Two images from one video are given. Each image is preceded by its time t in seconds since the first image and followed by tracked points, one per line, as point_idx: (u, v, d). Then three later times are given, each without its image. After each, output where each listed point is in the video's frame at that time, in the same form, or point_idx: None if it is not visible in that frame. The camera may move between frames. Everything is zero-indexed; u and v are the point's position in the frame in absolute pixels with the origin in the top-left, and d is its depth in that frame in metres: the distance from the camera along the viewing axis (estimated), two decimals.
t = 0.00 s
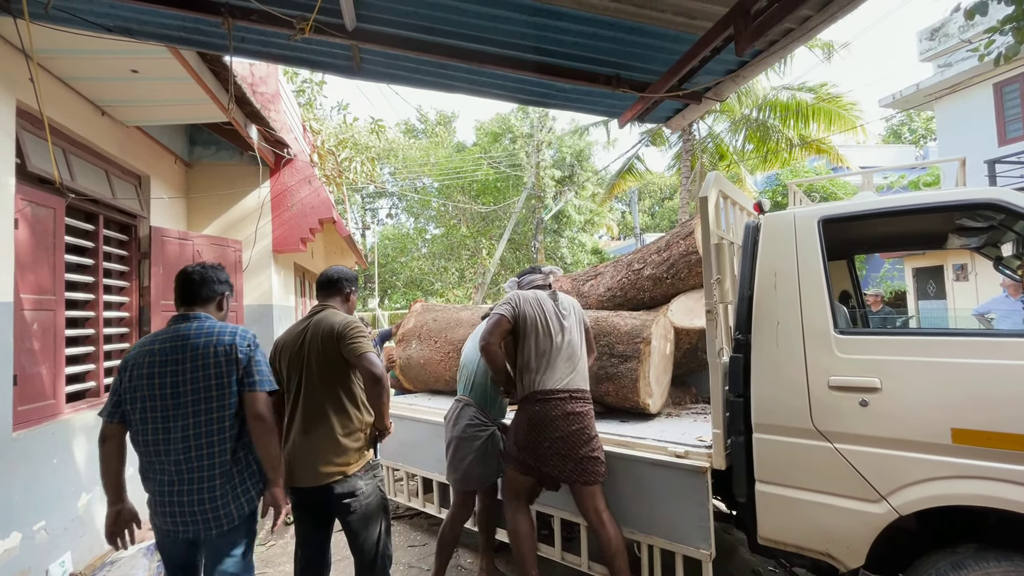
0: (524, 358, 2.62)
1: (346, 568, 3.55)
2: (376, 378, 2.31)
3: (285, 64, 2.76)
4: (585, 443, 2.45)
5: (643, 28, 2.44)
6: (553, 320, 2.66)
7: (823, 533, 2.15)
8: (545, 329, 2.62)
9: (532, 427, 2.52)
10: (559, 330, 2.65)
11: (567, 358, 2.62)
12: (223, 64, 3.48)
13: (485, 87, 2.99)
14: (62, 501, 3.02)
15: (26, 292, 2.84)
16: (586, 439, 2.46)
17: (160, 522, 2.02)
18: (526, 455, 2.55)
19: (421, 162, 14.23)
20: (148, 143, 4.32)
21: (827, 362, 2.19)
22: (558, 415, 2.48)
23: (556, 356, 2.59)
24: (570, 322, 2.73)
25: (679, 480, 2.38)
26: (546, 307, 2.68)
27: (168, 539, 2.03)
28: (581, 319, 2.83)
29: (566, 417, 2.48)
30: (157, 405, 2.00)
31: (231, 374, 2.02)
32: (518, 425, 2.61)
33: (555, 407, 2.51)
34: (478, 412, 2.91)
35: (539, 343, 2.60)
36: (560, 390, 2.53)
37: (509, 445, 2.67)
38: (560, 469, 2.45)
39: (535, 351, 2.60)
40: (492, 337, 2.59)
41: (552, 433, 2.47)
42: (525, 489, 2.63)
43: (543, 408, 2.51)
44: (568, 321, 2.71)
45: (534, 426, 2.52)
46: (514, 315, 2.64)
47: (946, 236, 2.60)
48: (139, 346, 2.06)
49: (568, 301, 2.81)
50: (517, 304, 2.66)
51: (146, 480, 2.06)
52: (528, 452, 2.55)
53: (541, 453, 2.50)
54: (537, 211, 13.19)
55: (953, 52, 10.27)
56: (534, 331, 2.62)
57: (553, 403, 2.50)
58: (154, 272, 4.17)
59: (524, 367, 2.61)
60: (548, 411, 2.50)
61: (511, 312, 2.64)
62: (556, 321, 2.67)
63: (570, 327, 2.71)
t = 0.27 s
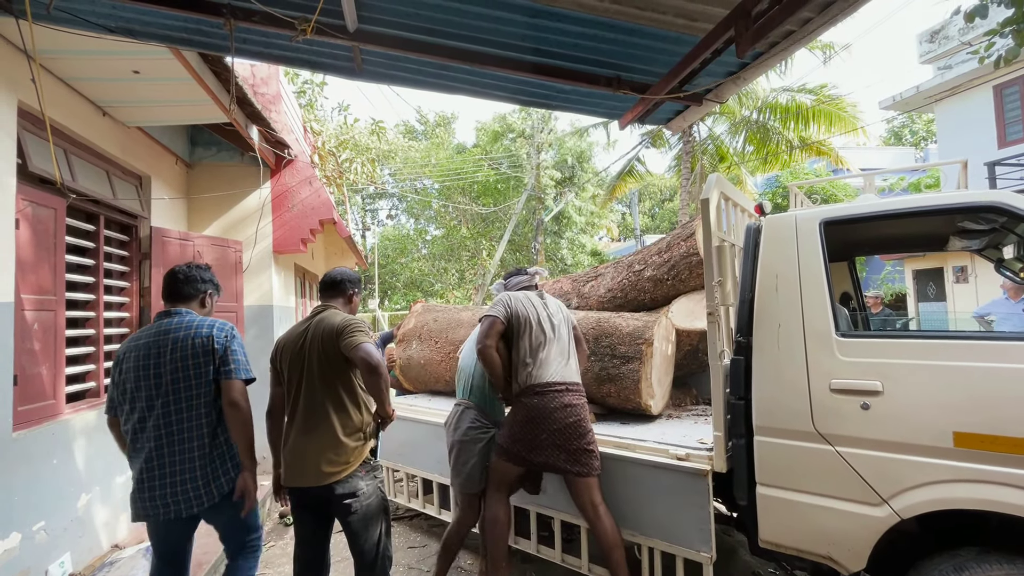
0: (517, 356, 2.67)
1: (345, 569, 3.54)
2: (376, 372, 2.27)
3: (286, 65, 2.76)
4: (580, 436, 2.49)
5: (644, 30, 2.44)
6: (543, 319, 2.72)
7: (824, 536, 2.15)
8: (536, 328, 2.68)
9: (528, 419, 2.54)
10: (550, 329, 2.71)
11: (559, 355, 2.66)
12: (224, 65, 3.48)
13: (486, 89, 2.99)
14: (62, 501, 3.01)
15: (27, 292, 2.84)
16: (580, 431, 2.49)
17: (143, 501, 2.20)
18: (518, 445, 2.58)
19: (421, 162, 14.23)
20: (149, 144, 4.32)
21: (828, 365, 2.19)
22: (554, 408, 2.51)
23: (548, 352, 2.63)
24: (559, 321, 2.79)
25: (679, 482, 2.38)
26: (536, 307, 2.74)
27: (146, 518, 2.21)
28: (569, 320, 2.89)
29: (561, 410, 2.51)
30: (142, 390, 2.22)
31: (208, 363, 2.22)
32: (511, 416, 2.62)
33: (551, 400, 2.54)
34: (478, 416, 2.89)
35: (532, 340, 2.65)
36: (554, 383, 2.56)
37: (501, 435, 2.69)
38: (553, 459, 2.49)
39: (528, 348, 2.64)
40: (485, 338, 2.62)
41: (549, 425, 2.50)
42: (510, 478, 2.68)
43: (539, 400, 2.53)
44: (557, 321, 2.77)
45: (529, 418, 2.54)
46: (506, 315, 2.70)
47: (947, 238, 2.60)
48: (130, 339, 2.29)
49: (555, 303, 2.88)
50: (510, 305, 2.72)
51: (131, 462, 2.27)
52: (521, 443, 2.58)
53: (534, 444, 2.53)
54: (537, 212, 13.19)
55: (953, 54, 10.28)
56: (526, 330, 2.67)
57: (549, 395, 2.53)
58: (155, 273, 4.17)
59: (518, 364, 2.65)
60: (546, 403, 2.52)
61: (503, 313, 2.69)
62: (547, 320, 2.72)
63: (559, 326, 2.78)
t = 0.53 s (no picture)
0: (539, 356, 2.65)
1: (345, 570, 3.53)
2: (377, 366, 2.25)
3: (286, 65, 2.76)
4: (592, 434, 2.49)
5: (645, 31, 2.43)
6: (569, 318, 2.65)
7: (824, 539, 2.15)
8: (561, 328, 2.62)
9: (543, 420, 2.55)
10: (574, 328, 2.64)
11: (582, 355, 2.63)
12: (225, 66, 3.48)
13: (487, 90, 2.99)
14: (61, 502, 3.00)
15: (26, 293, 2.83)
16: (593, 429, 2.50)
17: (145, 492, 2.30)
18: (533, 442, 2.60)
19: (421, 163, 14.23)
20: (150, 144, 4.31)
21: (828, 367, 2.19)
22: (569, 406, 2.51)
23: (572, 353, 2.60)
24: (584, 318, 2.72)
25: (679, 484, 2.37)
26: (561, 305, 2.66)
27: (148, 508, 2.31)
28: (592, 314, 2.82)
29: (578, 409, 2.51)
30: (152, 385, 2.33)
31: (218, 363, 2.35)
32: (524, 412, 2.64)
33: (566, 404, 2.52)
34: (476, 424, 2.85)
35: (556, 342, 2.60)
36: (577, 387, 2.55)
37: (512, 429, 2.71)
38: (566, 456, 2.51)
39: (551, 350, 2.61)
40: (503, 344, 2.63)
41: (564, 423, 2.50)
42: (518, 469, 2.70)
43: (560, 401, 2.53)
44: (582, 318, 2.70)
45: (545, 416, 2.55)
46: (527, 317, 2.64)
47: (948, 241, 2.60)
48: (148, 338, 2.40)
49: (580, 297, 2.80)
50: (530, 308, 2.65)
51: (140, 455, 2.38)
52: (535, 440, 2.59)
53: (548, 441, 2.55)
54: (537, 213, 13.20)
55: (953, 56, 10.27)
56: (549, 331, 2.62)
57: (570, 397, 2.52)
58: (154, 274, 4.14)
59: (540, 365, 2.64)
60: (565, 404, 2.51)
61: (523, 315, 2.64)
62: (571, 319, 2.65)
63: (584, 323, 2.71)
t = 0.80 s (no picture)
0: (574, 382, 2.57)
1: (345, 571, 3.52)
2: (372, 371, 2.19)
3: (287, 65, 2.75)
4: (623, 469, 2.40)
5: (647, 32, 2.43)
6: (609, 343, 2.53)
7: (826, 540, 2.14)
8: (597, 354, 2.52)
9: (576, 445, 2.50)
10: (614, 354, 2.52)
11: (622, 384, 2.50)
12: (225, 66, 3.47)
13: (488, 90, 2.99)
14: (59, 503, 2.99)
15: (25, 293, 2.82)
16: (624, 465, 2.39)
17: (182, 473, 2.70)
18: (565, 463, 2.57)
19: (421, 164, 14.22)
20: (150, 144, 4.31)
21: (831, 369, 2.18)
22: (602, 441, 2.41)
23: (609, 382, 2.49)
24: (631, 344, 2.57)
25: (681, 486, 2.36)
26: (602, 328, 2.55)
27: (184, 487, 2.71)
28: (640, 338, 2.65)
29: (612, 446, 2.40)
30: (192, 382, 2.74)
31: (248, 366, 2.76)
32: (554, 434, 2.60)
33: (597, 432, 2.44)
34: (461, 408, 2.94)
35: (595, 369, 2.50)
36: (611, 419, 2.44)
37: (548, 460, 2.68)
38: (598, 492, 2.44)
39: (585, 376, 2.53)
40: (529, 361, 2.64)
41: (595, 457, 2.42)
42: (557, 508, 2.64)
43: (590, 433, 2.45)
44: (627, 345, 2.55)
45: (578, 447, 2.49)
46: (558, 340, 2.59)
47: (950, 243, 2.60)
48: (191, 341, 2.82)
49: (627, 322, 2.64)
50: (562, 330, 2.59)
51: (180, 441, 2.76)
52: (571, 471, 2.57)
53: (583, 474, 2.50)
54: (537, 214, 13.21)
55: (954, 58, 10.28)
56: (584, 357, 2.54)
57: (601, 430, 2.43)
58: (153, 274, 4.12)
59: (575, 391, 2.57)
60: (595, 437, 2.43)
61: (554, 337, 2.60)
62: (613, 345, 2.52)
63: (630, 349, 2.55)
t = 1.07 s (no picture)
0: (569, 382, 2.54)
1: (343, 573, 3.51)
2: (361, 378, 2.18)
3: (286, 66, 2.75)
4: (618, 474, 2.38)
5: (647, 34, 2.43)
6: (609, 345, 2.52)
7: (824, 543, 2.13)
8: (598, 356, 2.50)
9: (573, 455, 2.48)
10: (613, 357, 2.51)
11: (620, 387, 2.50)
12: (225, 67, 3.48)
13: (488, 92, 2.99)
14: (56, 504, 2.98)
15: (23, 294, 2.82)
16: (620, 470, 2.39)
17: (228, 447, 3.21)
18: (561, 476, 2.54)
19: (421, 165, 14.22)
20: (149, 144, 4.31)
21: (829, 371, 2.18)
22: (600, 447, 2.41)
23: (603, 384, 2.48)
24: (630, 347, 2.56)
25: (680, 488, 2.36)
26: (603, 329, 2.52)
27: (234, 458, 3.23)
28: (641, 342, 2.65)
29: (608, 450, 2.40)
30: (230, 369, 3.24)
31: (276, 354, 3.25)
32: (552, 447, 2.59)
33: (593, 437, 2.44)
34: (447, 429, 2.93)
35: (589, 370, 2.49)
36: (601, 421, 2.44)
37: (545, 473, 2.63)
38: (593, 502, 2.40)
39: (583, 376, 2.50)
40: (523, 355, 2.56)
41: (592, 463, 2.41)
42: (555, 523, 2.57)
43: (587, 438, 2.44)
44: (626, 348, 2.55)
45: (575, 455, 2.47)
46: (561, 336, 2.52)
47: (948, 245, 2.60)
48: (222, 334, 3.28)
49: (630, 327, 2.61)
50: (566, 325, 2.52)
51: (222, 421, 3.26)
52: (564, 482, 2.52)
53: (576, 486, 2.46)
54: (537, 215, 13.22)
55: (953, 61, 10.30)
56: (585, 357, 2.50)
57: (596, 433, 2.43)
58: (152, 274, 4.12)
59: (569, 392, 2.54)
60: (592, 441, 2.43)
61: (555, 332, 2.52)
62: (612, 347, 2.52)
63: (629, 354, 2.56)
